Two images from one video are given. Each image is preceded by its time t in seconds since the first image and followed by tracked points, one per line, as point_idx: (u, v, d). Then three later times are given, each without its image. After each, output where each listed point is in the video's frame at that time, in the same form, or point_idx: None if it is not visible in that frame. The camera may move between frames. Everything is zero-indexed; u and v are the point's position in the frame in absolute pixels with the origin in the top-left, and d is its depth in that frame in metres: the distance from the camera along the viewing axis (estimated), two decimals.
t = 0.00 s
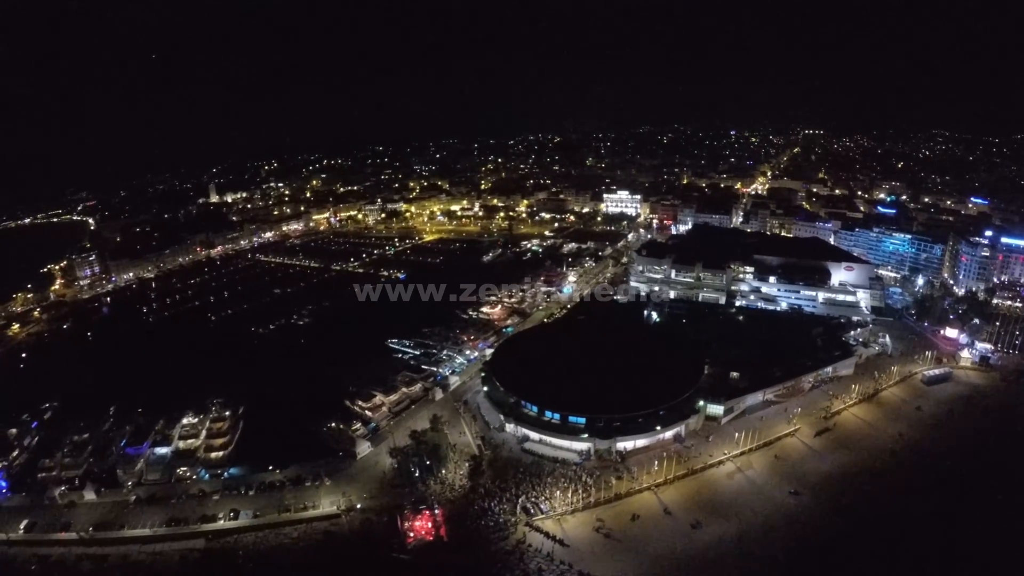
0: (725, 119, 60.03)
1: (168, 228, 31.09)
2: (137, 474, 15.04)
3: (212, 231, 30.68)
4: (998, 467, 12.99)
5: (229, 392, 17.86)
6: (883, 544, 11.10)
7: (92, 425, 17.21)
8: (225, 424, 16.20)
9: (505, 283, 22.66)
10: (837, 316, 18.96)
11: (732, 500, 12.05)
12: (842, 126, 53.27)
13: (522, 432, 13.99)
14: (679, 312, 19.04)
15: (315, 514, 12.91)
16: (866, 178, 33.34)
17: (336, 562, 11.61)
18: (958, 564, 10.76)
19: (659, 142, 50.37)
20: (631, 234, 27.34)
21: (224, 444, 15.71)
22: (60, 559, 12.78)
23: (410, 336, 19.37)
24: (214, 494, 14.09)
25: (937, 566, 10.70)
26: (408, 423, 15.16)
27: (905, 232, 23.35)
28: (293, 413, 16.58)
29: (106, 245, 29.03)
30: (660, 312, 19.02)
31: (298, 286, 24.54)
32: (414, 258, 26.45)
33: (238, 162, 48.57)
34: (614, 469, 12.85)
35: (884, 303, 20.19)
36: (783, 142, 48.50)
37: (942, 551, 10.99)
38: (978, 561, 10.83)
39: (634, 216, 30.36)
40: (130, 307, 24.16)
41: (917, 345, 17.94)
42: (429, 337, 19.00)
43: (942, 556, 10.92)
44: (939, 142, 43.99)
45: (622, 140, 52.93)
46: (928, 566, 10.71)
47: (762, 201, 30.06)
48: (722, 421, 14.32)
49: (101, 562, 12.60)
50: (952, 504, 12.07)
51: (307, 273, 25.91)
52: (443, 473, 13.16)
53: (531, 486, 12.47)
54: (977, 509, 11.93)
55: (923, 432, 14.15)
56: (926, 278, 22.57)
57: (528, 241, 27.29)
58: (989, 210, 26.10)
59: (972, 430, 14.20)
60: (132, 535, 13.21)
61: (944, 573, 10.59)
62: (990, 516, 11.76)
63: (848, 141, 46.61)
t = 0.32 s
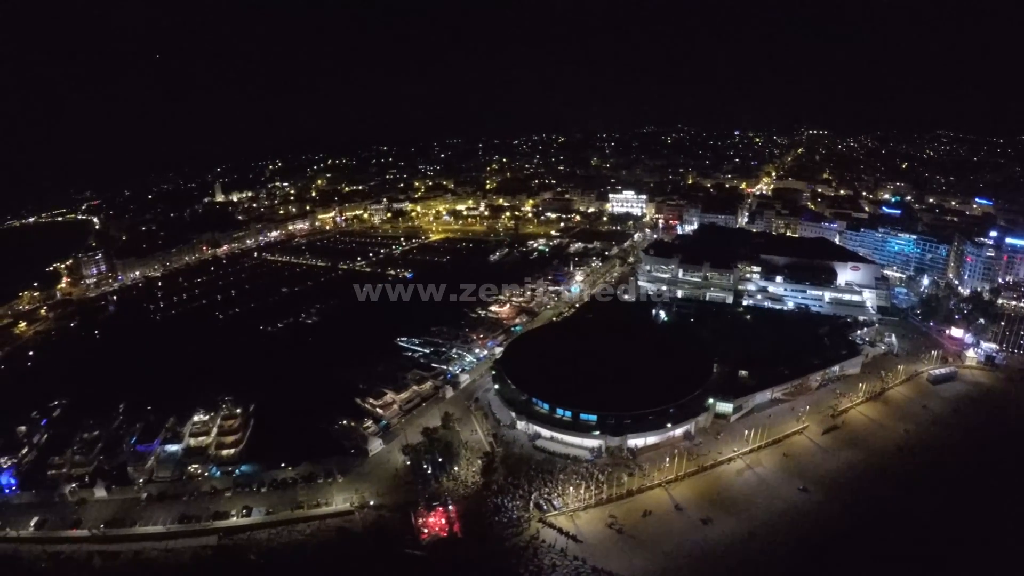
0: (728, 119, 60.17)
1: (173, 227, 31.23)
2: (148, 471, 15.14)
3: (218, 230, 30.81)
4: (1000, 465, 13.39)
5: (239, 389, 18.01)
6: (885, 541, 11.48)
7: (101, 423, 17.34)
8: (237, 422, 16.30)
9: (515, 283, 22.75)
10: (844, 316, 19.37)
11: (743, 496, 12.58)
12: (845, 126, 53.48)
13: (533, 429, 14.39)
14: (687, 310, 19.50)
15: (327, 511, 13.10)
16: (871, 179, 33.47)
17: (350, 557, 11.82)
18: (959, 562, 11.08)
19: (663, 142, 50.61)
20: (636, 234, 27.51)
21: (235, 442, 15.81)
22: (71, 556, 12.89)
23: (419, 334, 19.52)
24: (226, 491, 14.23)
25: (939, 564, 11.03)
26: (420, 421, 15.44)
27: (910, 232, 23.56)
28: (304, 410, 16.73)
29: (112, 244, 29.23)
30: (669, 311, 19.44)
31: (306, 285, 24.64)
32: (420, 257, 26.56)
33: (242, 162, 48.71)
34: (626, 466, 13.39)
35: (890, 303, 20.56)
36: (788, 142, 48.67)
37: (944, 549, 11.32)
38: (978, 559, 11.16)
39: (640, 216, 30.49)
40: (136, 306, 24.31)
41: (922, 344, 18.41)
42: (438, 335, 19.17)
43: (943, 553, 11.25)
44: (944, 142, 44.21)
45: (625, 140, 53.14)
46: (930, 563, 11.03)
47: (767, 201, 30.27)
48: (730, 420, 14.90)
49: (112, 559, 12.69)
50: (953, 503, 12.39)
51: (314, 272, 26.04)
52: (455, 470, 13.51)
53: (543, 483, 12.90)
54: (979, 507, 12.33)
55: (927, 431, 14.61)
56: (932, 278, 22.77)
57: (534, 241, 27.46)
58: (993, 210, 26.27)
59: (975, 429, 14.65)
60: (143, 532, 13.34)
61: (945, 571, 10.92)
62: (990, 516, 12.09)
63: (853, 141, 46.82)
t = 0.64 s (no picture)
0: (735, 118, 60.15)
1: (183, 226, 31.41)
2: (163, 468, 15.30)
3: (227, 229, 30.98)
4: (1009, 466, 13.55)
5: (253, 387, 18.15)
6: (894, 540, 11.74)
7: (115, 420, 17.49)
8: (251, 420, 16.47)
9: (524, 282, 22.87)
10: (855, 316, 19.55)
11: (756, 493, 12.99)
12: (852, 126, 53.52)
13: (548, 427, 14.93)
14: (699, 310, 19.92)
15: (343, 508, 13.38)
16: (879, 180, 33.52)
17: (366, 553, 12.24)
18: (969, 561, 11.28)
19: (670, 142, 50.79)
20: (646, 233, 27.63)
21: (250, 440, 15.94)
22: (86, 553, 13.01)
23: (431, 333, 19.67)
24: (242, 488, 14.37)
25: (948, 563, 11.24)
26: (435, 419, 15.67)
27: (919, 233, 23.67)
28: (317, 409, 16.84)
29: (122, 243, 29.44)
30: (681, 310, 19.87)
31: (316, 284, 24.76)
32: (431, 257, 26.65)
33: (251, 162, 48.91)
34: (640, 463, 13.92)
35: (900, 303, 20.70)
36: (795, 142, 48.75)
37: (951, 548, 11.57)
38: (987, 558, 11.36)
39: (649, 216, 30.58)
40: (147, 304, 24.48)
41: (932, 344, 18.54)
42: (451, 334, 19.35)
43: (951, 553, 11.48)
44: (952, 142, 44.24)
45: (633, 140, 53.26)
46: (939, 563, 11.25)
47: (776, 201, 30.37)
48: (743, 418, 15.40)
49: (128, 555, 12.82)
50: (961, 503, 12.62)
51: (325, 271, 26.13)
52: (471, 467, 13.96)
53: (558, 480, 13.48)
54: (988, 507, 12.50)
55: (936, 429, 14.86)
56: (941, 279, 22.83)
57: (544, 240, 27.58)
58: (1003, 211, 26.30)
59: (985, 429, 14.82)
60: (157, 529, 13.46)
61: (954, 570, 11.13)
62: (998, 515, 12.29)
63: (860, 142, 46.91)
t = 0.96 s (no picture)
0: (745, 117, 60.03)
1: (196, 224, 31.63)
2: (181, 464, 15.49)
3: (241, 228, 31.16)
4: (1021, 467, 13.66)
5: (269, 383, 18.31)
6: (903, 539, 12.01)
7: (132, 416, 17.70)
8: (269, 417, 16.61)
9: (526, 283, 22.96)
10: (868, 316, 19.66)
11: (772, 490, 13.36)
12: (863, 125, 53.41)
13: (565, 424, 15.31)
14: (713, 308, 20.17)
15: (363, 504, 13.66)
16: (892, 180, 33.49)
17: (386, 549, 12.39)
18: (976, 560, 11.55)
19: (682, 142, 50.79)
20: (659, 233, 27.66)
21: (267, 436, 16.09)
22: (104, 547, 13.15)
23: (447, 331, 19.87)
24: (260, 484, 14.54)
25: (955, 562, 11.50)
26: (452, 416, 15.98)
27: (932, 233, 23.65)
28: (333, 406, 16.97)
29: (136, 242, 29.70)
30: (696, 309, 20.13)
31: (330, 283, 24.94)
32: (444, 256, 26.71)
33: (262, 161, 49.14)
34: (657, 460, 14.33)
35: (913, 303, 20.72)
36: (806, 142, 48.69)
37: (956, 546, 11.84)
38: (994, 557, 11.62)
39: (662, 216, 30.59)
40: (161, 301, 24.68)
41: (945, 345, 18.54)
42: (466, 332, 19.55)
43: (957, 551, 11.74)
44: (964, 142, 44.11)
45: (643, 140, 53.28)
46: (945, 562, 11.52)
47: (789, 201, 30.33)
48: (758, 416, 15.75)
49: (147, 550, 12.98)
50: (971, 504, 12.81)
51: (339, 270, 26.25)
52: (489, 463, 14.33)
53: (577, 477, 13.86)
54: (999, 509, 12.64)
55: (949, 429, 15.03)
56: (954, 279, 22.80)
57: (557, 240, 27.63)
58: (1016, 211, 26.28)
59: (998, 430, 14.91)
60: (176, 524, 13.61)
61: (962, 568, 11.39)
62: (1006, 513, 12.51)
63: (872, 142, 46.80)
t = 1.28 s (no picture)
0: (760, 117, 59.73)
1: (214, 223, 31.95)
2: (203, 459, 15.65)
3: (258, 227, 31.42)
4: None
5: (291, 380, 18.50)
6: (922, 540, 12.11)
7: (153, 411, 17.92)
8: (291, 413, 16.79)
9: (527, 282, 23.11)
10: (888, 317, 19.65)
11: (792, 488, 13.52)
12: (880, 124, 52.99)
13: (587, 422, 15.56)
14: (733, 308, 20.28)
15: (387, 499, 13.84)
16: (909, 180, 33.34)
17: (411, 544, 12.70)
18: (997, 562, 11.65)
19: (698, 142, 50.60)
20: (676, 233, 27.66)
21: (290, 432, 16.26)
22: (127, 541, 13.36)
23: (467, 328, 20.08)
24: (283, 479, 14.70)
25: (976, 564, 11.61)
26: (474, 414, 16.15)
27: (951, 234, 23.54)
28: (355, 402, 17.16)
29: (154, 239, 30.04)
30: (715, 309, 20.21)
31: (349, 280, 25.13)
32: (462, 255, 26.84)
33: (277, 160, 49.47)
34: (678, 458, 14.52)
35: (932, 304, 20.47)
36: (822, 142, 48.46)
37: (979, 548, 11.93)
38: (1015, 560, 11.71)
39: (679, 215, 30.55)
40: (181, 298, 24.95)
41: (963, 345, 18.48)
42: (487, 330, 19.74)
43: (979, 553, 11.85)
44: (982, 142, 43.76)
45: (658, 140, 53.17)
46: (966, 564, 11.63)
47: (807, 202, 30.23)
48: (778, 415, 15.82)
49: (170, 544, 13.15)
50: (990, 505, 12.86)
51: (358, 268, 26.42)
52: (512, 460, 14.58)
53: (599, 474, 14.10)
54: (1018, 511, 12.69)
55: (969, 429, 15.05)
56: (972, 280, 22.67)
57: (576, 240, 27.65)
58: None
59: (1018, 432, 14.88)
60: (199, 518, 13.77)
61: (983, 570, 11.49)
62: None
63: (889, 142, 46.50)
